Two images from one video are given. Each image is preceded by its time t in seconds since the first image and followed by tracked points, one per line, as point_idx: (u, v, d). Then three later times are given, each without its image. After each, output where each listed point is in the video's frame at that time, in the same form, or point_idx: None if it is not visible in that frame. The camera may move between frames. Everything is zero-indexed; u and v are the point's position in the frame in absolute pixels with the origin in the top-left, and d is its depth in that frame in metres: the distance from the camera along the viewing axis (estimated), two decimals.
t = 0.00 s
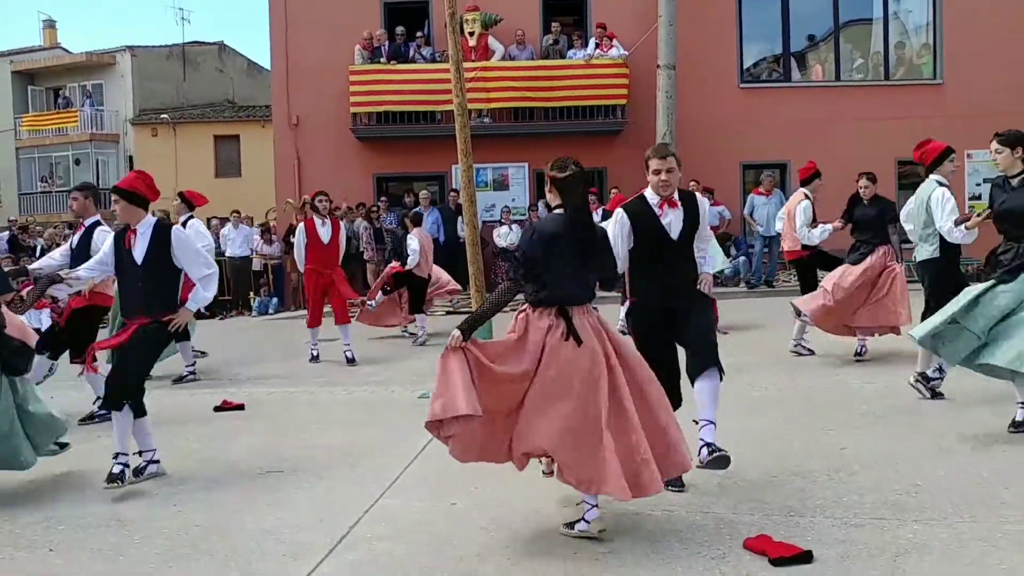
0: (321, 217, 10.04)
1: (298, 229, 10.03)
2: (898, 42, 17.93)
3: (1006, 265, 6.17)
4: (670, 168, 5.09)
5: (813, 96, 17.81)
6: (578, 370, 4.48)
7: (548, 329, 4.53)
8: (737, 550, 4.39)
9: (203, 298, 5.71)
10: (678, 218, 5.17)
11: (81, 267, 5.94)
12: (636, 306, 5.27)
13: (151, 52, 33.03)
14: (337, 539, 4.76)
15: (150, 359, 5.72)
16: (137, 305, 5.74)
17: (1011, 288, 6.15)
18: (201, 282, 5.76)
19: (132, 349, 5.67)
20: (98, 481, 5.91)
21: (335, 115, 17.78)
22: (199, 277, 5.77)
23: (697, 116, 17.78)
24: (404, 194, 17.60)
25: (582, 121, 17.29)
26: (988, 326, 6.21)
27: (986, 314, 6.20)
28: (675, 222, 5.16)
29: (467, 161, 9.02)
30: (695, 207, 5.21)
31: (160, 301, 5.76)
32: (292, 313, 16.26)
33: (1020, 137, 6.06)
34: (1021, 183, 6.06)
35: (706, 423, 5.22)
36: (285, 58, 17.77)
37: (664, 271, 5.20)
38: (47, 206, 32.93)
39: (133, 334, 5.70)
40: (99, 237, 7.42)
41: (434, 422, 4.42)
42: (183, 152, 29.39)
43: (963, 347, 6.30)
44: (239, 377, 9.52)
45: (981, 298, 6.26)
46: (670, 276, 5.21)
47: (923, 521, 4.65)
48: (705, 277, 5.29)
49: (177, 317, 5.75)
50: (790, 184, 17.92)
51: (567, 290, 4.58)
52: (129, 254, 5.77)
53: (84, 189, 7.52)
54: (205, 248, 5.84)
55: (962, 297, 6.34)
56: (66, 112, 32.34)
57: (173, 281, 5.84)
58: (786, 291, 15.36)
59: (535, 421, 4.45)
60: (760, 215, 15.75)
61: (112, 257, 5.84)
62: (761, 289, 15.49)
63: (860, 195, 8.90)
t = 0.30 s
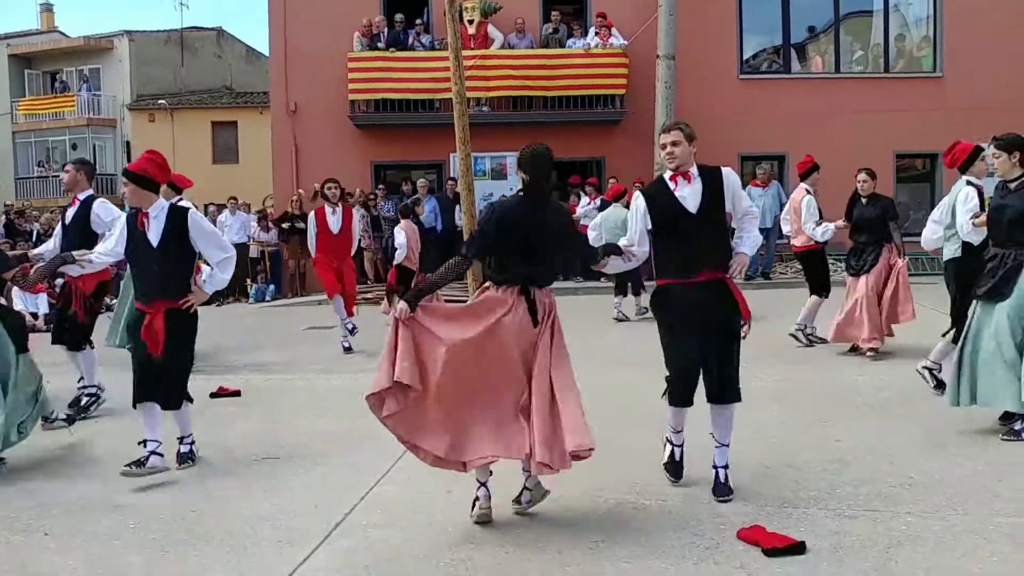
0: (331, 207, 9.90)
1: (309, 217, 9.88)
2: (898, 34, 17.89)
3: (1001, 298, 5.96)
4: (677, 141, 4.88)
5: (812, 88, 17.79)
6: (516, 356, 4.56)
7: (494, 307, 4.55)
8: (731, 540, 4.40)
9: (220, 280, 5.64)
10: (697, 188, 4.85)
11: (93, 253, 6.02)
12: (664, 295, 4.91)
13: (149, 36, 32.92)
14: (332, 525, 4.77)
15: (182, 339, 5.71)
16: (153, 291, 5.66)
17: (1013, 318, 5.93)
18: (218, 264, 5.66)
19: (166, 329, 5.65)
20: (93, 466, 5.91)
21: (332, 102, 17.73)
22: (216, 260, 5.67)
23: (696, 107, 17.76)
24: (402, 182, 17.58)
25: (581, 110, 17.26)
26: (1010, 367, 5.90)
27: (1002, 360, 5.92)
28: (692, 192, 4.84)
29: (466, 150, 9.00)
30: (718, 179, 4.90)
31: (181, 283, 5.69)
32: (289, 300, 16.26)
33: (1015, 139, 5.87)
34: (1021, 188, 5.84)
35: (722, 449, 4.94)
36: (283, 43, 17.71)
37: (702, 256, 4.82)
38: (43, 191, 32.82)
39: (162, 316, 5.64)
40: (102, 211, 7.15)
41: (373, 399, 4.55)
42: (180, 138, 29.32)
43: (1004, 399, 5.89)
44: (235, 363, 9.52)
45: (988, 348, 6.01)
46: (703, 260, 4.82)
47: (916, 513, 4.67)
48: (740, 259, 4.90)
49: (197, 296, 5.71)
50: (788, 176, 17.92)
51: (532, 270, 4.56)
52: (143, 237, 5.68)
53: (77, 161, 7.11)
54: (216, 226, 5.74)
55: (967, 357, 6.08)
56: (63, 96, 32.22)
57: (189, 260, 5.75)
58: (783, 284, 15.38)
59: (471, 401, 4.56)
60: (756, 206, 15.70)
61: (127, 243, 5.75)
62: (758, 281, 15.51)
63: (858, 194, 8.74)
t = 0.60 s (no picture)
0: (334, 195, 9.85)
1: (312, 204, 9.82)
2: (899, 29, 17.84)
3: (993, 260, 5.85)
4: (694, 140, 4.71)
5: (812, 83, 17.76)
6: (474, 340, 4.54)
7: (465, 283, 4.57)
8: (729, 534, 4.41)
9: (218, 241, 5.62)
10: (712, 192, 4.66)
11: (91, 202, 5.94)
12: (683, 291, 4.67)
13: (148, 25, 32.85)
14: (330, 515, 4.78)
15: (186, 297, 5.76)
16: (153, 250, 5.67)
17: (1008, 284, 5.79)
18: (217, 223, 5.64)
19: (167, 294, 5.68)
20: (91, 455, 5.91)
21: (332, 92, 17.69)
22: (212, 220, 5.64)
23: (696, 100, 17.72)
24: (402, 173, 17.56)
25: (582, 103, 17.24)
26: (987, 326, 5.89)
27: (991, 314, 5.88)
28: (708, 194, 4.66)
29: (467, 142, 8.97)
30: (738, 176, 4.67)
31: (181, 243, 5.70)
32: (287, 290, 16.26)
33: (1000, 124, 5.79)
34: (1012, 173, 5.71)
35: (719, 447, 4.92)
36: (283, 32, 17.68)
37: (725, 247, 4.66)
38: (42, 179, 32.75)
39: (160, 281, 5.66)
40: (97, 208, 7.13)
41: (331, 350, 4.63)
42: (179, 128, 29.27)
43: (971, 356, 5.89)
44: (234, 353, 9.52)
45: (972, 302, 5.93)
46: (727, 256, 4.67)
47: (914, 509, 4.68)
48: (753, 271, 4.64)
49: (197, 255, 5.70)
50: (789, 170, 17.90)
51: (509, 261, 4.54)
52: (138, 197, 5.63)
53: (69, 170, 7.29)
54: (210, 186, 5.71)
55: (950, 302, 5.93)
56: (62, 84, 32.12)
57: (185, 222, 5.74)
58: (782, 278, 15.38)
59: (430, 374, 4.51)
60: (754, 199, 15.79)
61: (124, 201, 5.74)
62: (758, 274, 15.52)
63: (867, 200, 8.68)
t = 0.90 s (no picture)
0: (332, 186, 9.20)
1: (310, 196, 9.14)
2: (904, 26, 17.77)
3: (972, 267, 5.78)
4: (695, 143, 4.76)
5: (816, 79, 17.71)
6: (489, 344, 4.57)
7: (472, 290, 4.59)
8: (727, 530, 4.41)
9: (213, 261, 5.41)
10: (716, 197, 4.65)
11: (91, 229, 5.83)
12: (681, 304, 4.77)
13: (150, 14, 32.79)
14: (329, 508, 4.77)
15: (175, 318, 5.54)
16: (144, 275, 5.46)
17: (989, 294, 5.68)
18: (212, 243, 5.44)
19: (157, 318, 5.43)
20: (92, 445, 5.91)
21: (334, 84, 17.66)
22: (206, 241, 5.44)
23: (699, 96, 17.69)
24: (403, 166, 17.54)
25: (583, 97, 17.21)
26: (969, 340, 5.73)
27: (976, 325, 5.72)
28: (712, 199, 4.66)
29: (468, 135, 8.92)
30: (743, 182, 4.64)
31: (174, 265, 5.49)
32: (287, 282, 16.25)
33: (989, 139, 5.78)
34: (999, 186, 5.69)
35: (731, 446, 4.76)
36: (285, 24, 17.65)
37: (732, 253, 4.65)
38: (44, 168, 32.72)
39: (145, 305, 5.41)
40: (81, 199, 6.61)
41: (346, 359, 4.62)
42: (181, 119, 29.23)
43: (954, 369, 5.73)
44: (234, 345, 9.52)
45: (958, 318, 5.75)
46: (736, 261, 4.66)
47: (913, 507, 4.67)
48: (760, 275, 4.63)
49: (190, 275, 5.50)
50: (791, 166, 17.88)
51: (512, 261, 4.56)
52: (133, 222, 5.46)
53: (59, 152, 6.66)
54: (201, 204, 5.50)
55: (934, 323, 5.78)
56: (64, 72, 32.09)
57: (182, 245, 5.54)
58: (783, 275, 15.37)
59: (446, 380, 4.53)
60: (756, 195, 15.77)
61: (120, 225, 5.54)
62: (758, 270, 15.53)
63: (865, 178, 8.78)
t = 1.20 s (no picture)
0: (330, 186, 9.00)
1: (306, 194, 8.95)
2: (904, 27, 17.78)
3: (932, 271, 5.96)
4: (672, 128, 4.59)
5: (816, 80, 17.72)
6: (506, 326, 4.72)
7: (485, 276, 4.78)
8: (725, 529, 4.42)
9: (154, 262, 5.36)
10: (692, 178, 4.53)
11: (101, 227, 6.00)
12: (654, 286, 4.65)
13: (151, 11, 32.74)
14: (327, 505, 4.77)
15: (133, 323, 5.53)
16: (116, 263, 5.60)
17: (937, 295, 5.82)
18: (156, 243, 5.36)
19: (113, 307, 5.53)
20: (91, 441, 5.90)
21: (334, 82, 17.65)
22: (154, 235, 5.36)
23: (699, 96, 17.69)
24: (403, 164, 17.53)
25: (583, 97, 17.21)
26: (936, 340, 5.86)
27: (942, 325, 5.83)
28: (690, 180, 4.52)
29: (468, 132, 8.91)
30: (720, 166, 4.50)
31: (131, 260, 5.50)
32: (287, 279, 16.25)
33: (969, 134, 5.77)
34: (965, 183, 5.74)
35: (671, 453, 4.71)
36: (285, 21, 17.64)
37: (711, 239, 4.51)
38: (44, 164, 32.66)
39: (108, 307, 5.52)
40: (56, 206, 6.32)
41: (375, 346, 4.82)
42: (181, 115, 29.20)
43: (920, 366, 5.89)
44: (233, 342, 9.51)
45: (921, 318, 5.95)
46: (712, 248, 4.51)
47: (911, 507, 4.68)
48: (737, 258, 4.41)
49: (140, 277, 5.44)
50: (791, 167, 17.88)
51: (510, 246, 4.71)
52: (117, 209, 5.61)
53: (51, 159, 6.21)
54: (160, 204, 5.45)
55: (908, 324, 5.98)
56: (64, 68, 32.05)
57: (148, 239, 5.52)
58: (783, 275, 15.38)
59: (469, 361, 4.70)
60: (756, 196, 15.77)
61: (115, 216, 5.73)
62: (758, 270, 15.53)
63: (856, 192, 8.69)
